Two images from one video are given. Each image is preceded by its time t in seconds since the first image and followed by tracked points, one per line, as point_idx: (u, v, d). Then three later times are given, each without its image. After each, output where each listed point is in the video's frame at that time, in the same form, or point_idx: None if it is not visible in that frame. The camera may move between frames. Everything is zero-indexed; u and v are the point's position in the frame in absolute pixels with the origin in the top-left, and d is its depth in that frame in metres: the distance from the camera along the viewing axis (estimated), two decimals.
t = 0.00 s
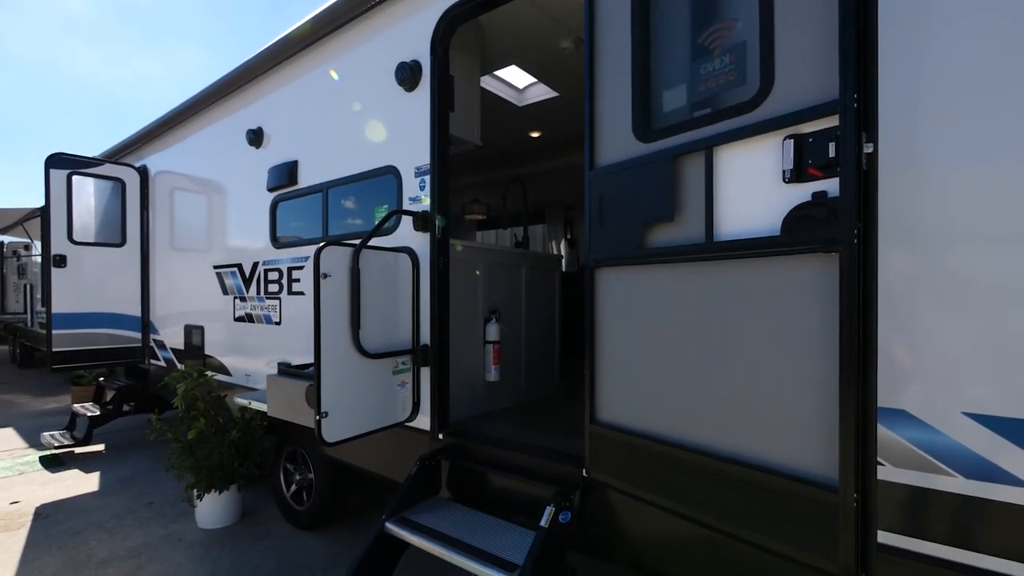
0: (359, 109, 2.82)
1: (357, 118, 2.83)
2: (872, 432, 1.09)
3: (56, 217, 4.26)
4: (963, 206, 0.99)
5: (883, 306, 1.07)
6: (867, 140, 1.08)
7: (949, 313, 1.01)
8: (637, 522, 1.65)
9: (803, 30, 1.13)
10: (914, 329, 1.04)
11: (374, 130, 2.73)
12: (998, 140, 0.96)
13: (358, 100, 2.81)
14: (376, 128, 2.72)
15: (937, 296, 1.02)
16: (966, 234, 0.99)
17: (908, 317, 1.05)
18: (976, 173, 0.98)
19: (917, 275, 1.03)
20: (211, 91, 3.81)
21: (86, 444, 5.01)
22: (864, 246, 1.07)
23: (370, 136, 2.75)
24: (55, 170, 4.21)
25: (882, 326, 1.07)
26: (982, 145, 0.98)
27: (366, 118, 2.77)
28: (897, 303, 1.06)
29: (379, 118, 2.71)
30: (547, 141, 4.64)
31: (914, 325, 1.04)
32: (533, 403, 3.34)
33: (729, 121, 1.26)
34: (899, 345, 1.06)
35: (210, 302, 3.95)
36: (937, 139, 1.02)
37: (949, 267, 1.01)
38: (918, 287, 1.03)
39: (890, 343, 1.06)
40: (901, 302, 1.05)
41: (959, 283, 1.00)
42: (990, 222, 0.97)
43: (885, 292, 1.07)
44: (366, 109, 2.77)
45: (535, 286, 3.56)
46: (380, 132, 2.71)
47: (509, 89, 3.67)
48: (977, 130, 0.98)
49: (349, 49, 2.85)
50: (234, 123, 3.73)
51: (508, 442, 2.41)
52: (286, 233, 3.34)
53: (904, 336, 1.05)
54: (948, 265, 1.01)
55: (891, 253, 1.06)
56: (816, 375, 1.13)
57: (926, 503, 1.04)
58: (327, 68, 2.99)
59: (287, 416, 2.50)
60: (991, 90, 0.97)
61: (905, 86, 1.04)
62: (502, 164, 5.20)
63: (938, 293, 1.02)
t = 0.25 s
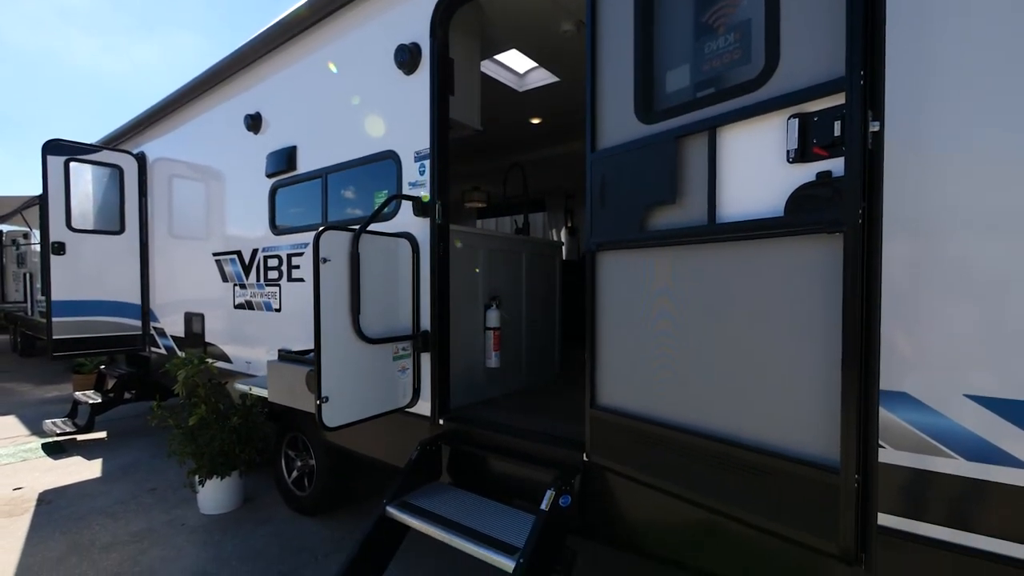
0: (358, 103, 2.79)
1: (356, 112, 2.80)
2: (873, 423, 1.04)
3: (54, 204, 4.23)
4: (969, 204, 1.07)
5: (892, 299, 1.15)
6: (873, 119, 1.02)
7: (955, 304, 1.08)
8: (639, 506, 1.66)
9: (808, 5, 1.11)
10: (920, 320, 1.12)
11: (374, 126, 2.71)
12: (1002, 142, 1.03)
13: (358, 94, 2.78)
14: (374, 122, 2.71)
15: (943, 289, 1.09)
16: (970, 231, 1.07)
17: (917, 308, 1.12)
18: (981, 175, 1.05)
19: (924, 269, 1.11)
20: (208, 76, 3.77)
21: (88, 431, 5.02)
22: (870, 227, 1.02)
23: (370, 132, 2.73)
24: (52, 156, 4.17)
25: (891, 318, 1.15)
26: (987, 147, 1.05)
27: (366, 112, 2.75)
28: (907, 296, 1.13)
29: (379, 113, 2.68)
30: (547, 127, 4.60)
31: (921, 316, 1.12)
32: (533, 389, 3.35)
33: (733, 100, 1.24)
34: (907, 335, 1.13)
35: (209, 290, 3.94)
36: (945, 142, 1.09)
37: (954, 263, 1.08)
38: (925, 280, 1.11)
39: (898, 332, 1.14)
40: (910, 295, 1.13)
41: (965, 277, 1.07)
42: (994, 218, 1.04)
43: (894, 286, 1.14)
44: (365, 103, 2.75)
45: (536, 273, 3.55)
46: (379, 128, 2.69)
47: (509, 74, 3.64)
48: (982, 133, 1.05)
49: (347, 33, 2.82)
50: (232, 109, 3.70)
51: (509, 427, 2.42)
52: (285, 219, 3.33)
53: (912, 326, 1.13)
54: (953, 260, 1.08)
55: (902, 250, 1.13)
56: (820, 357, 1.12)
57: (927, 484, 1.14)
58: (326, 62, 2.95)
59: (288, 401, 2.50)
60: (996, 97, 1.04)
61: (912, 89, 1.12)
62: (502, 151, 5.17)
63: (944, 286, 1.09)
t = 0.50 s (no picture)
0: (358, 97, 2.77)
1: (356, 106, 2.78)
2: (875, 406, 1.03)
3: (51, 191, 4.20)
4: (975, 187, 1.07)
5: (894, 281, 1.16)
6: (879, 97, 0.99)
7: (958, 287, 1.09)
8: (640, 490, 1.66)
9: None
10: (923, 301, 1.13)
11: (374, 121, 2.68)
12: (1009, 124, 1.04)
13: (357, 89, 2.76)
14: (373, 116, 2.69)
15: (946, 272, 1.10)
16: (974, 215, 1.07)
17: (919, 290, 1.13)
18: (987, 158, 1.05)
19: (928, 252, 1.11)
20: (205, 61, 3.73)
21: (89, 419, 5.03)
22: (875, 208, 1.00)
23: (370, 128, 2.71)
24: (49, 143, 4.13)
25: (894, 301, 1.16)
26: (993, 129, 1.05)
27: (366, 106, 2.72)
28: (910, 279, 1.14)
29: (379, 108, 2.66)
30: (548, 114, 4.57)
31: (925, 298, 1.12)
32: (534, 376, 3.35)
33: (738, 80, 1.22)
34: (910, 317, 1.14)
35: (209, 277, 3.94)
36: (951, 123, 1.09)
37: (956, 246, 1.09)
38: (928, 264, 1.11)
39: (901, 314, 1.15)
40: (911, 278, 1.14)
41: (969, 259, 1.08)
42: (999, 201, 1.04)
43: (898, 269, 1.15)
44: (365, 97, 2.73)
45: (537, 259, 3.54)
46: (379, 123, 2.67)
47: (509, 58, 3.60)
48: (987, 116, 1.05)
49: (345, 16, 2.79)
50: (230, 94, 3.66)
51: (511, 412, 2.43)
52: (284, 206, 3.31)
53: (916, 309, 1.14)
54: (957, 243, 1.09)
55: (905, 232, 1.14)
56: (823, 338, 1.11)
57: (927, 465, 1.15)
58: (325, 54, 2.91)
59: (288, 387, 2.50)
60: (1002, 79, 1.04)
61: (919, 71, 1.12)
62: (502, 138, 5.14)
63: (948, 269, 1.10)
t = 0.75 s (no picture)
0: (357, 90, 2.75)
1: (355, 99, 2.76)
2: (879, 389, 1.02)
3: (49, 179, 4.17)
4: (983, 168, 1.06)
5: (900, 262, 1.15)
6: (886, 74, 0.97)
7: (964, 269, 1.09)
8: (641, 474, 1.66)
9: None
10: (928, 283, 1.12)
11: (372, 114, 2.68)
12: (1017, 104, 1.03)
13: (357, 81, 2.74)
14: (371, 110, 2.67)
15: (952, 254, 1.10)
16: (981, 196, 1.07)
17: (924, 272, 1.13)
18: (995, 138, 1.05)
19: (934, 234, 1.11)
20: (202, 46, 3.70)
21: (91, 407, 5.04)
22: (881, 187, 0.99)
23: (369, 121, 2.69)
24: (46, 129, 4.10)
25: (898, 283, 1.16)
26: (1001, 109, 1.04)
27: (366, 100, 2.70)
28: (915, 261, 1.14)
29: (378, 102, 2.64)
30: (548, 100, 4.53)
31: (930, 280, 1.12)
32: (534, 363, 3.35)
33: (742, 58, 1.21)
34: (914, 299, 1.14)
35: (208, 265, 3.93)
36: (958, 103, 1.08)
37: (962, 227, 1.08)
38: (933, 246, 1.11)
39: (905, 296, 1.15)
40: (916, 260, 1.13)
41: (975, 241, 1.07)
42: (1005, 182, 1.04)
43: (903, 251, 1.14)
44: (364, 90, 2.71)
45: (537, 246, 3.53)
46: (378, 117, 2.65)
47: (509, 43, 3.56)
48: (995, 96, 1.05)
49: None
50: (228, 80, 3.63)
51: (511, 398, 2.43)
52: (283, 193, 3.30)
53: (920, 291, 1.13)
54: (963, 224, 1.08)
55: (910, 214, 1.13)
56: (827, 319, 1.10)
57: (928, 448, 1.15)
58: (321, 48, 2.91)
59: (289, 373, 2.50)
60: (1011, 59, 1.03)
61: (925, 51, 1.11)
62: (503, 125, 5.10)
63: (953, 251, 1.09)
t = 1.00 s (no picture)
0: (356, 85, 2.73)
1: (354, 94, 2.74)
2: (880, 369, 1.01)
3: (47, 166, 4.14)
4: (990, 147, 1.05)
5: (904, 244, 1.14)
6: (893, 50, 0.95)
7: (968, 250, 1.08)
8: (642, 458, 1.66)
9: None
10: (932, 265, 1.11)
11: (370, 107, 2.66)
12: None
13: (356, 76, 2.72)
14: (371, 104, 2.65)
15: (956, 234, 1.08)
16: (987, 175, 1.05)
17: (929, 253, 1.12)
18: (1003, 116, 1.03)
19: (939, 214, 1.10)
20: (199, 31, 3.66)
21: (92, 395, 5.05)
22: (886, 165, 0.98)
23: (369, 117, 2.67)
24: (43, 116, 4.05)
25: (901, 265, 1.15)
26: (1009, 87, 1.03)
27: (366, 95, 2.67)
28: (920, 242, 1.12)
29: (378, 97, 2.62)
30: (549, 87, 4.49)
31: (934, 261, 1.11)
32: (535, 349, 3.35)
33: (746, 36, 1.19)
34: (918, 280, 1.13)
35: (208, 253, 3.91)
36: (966, 81, 1.07)
37: (967, 207, 1.07)
38: (938, 226, 1.10)
39: (909, 278, 1.14)
40: (920, 241, 1.12)
41: (981, 221, 1.06)
42: (1013, 160, 1.03)
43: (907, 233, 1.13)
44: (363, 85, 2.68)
45: (538, 233, 3.51)
46: (378, 112, 2.63)
47: (510, 27, 3.53)
48: (1003, 73, 1.03)
49: None
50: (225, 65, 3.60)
51: (512, 383, 2.43)
52: (282, 179, 3.28)
53: (923, 272, 1.12)
54: (968, 205, 1.07)
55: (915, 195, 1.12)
56: (830, 300, 1.09)
57: (928, 430, 1.15)
58: (321, 40, 2.88)
59: (288, 359, 2.50)
60: (1020, 35, 1.02)
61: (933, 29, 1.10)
62: (503, 112, 5.07)
63: (958, 231, 1.08)
